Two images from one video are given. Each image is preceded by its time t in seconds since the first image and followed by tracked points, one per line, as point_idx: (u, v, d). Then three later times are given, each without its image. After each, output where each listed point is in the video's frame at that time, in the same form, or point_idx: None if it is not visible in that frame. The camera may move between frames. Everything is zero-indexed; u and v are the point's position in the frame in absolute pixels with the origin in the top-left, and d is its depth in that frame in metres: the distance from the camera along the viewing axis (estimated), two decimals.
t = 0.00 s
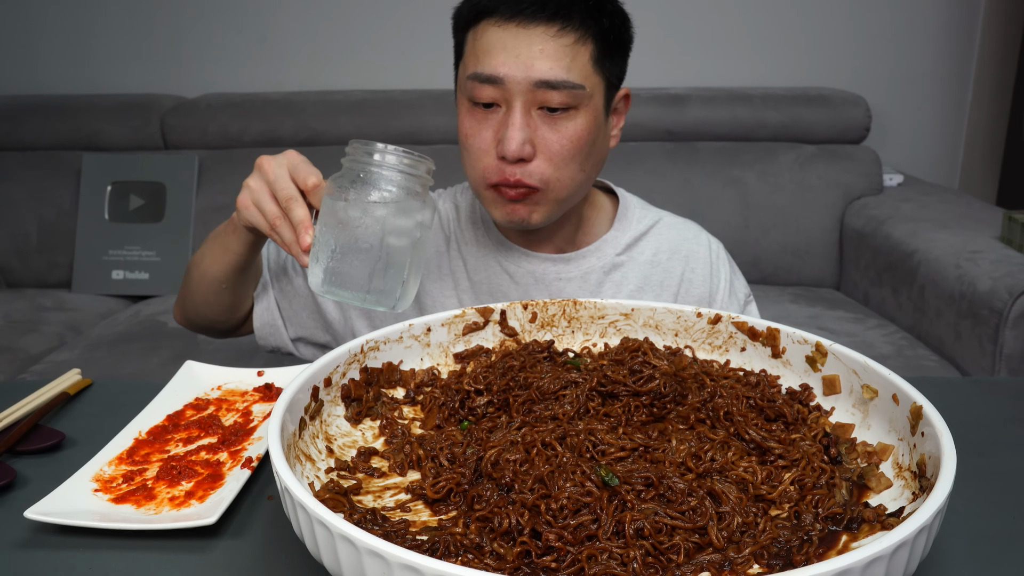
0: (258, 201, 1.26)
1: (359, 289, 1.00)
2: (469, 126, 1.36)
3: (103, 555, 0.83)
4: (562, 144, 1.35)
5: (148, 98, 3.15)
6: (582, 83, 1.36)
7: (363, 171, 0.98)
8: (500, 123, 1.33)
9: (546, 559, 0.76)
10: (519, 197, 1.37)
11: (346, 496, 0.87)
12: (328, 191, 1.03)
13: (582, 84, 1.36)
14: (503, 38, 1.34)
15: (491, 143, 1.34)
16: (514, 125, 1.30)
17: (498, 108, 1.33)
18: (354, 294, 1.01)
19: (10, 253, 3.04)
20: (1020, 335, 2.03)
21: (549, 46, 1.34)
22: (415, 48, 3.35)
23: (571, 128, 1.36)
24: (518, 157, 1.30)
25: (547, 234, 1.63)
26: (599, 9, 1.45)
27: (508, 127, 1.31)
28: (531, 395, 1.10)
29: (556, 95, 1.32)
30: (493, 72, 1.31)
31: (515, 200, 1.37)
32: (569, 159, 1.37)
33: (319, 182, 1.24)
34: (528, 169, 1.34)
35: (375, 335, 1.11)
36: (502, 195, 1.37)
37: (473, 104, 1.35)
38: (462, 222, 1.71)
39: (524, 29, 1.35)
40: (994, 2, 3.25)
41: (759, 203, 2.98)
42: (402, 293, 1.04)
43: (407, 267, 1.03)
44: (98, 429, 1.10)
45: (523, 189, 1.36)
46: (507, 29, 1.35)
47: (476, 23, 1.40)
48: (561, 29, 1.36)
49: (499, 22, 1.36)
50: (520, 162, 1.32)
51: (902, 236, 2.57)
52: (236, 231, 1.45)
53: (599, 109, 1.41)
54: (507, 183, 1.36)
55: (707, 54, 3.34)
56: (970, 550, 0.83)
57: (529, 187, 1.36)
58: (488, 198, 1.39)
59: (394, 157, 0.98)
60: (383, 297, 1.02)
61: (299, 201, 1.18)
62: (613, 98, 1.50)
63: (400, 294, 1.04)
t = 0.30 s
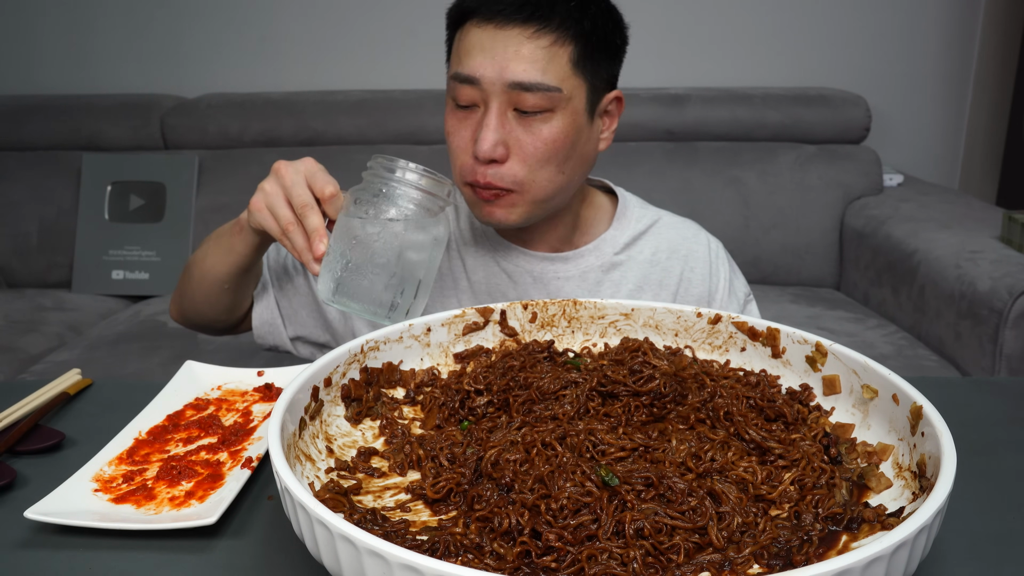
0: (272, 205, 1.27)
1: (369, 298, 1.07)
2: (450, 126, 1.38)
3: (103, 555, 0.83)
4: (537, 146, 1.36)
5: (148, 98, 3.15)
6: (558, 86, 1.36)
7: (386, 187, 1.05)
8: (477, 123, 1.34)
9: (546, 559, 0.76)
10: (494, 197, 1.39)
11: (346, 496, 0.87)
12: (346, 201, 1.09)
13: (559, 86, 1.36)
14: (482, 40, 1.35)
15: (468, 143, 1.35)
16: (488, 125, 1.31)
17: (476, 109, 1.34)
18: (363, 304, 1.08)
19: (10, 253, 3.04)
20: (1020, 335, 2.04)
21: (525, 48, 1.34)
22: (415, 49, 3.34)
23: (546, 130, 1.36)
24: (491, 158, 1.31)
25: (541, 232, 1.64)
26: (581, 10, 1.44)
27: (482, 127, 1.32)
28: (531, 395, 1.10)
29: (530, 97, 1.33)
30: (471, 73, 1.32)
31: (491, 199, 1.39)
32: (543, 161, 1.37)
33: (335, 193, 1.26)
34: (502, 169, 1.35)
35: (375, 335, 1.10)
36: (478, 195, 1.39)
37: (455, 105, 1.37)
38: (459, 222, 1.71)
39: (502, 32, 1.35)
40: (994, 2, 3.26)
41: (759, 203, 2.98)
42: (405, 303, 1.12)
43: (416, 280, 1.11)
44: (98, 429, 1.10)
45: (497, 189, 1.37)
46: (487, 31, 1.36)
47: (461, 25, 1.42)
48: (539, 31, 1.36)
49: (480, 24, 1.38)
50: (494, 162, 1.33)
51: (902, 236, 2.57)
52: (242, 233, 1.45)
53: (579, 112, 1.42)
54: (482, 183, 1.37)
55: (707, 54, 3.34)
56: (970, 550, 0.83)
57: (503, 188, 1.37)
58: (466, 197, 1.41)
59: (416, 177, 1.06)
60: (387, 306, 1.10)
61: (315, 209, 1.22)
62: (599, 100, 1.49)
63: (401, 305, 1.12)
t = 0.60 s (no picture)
0: (283, 205, 1.27)
1: (381, 299, 1.10)
2: (439, 124, 1.39)
3: (103, 555, 0.83)
4: (518, 146, 1.36)
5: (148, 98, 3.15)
6: (541, 87, 1.36)
7: (400, 190, 1.08)
8: (461, 122, 1.35)
9: (546, 559, 0.76)
10: (477, 194, 1.39)
11: (346, 496, 0.87)
12: (359, 203, 1.13)
13: (541, 87, 1.36)
14: (468, 39, 1.36)
15: (452, 141, 1.36)
16: (469, 123, 1.31)
17: (461, 108, 1.35)
18: (375, 306, 1.11)
19: (11, 253, 3.04)
20: (1020, 335, 2.03)
21: (508, 47, 1.34)
22: (415, 49, 3.34)
23: (527, 130, 1.36)
24: (470, 156, 1.32)
25: (537, 232, 1.65)
26: (568, 11, 1.45)
27: (463, 126, 1.32)
28: (531, 395, 1.10)
29: (512, 97, 1.33)
30: (457, 71, 1.33)
31: (474, 197, 1.39)
32: (524, 160, 1.37)
33: (347, 195, 1.26)
34: (483, 168, 1.35)
35: (375, 335, 1.10)
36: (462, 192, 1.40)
37: (444, 104, 1.38)
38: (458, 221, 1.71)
39: (488, 32, 1.36)
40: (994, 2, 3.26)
41: (759, 203, 2.98)
42: (416, 305, 1.15)
43: (427, 284, 1.14)
44: (98, 429, 1.10)
45: (479, 187, 1.38)
46: (473, 31, 1.37)
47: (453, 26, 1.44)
48: (523, 31, 1.37)
49: (469, 24, 1.39)
50: (475, 161, 1.34)
51: (902, 236, 2.57)
52: (247, 233, 1.45)
53: (563, 113, 1.41)
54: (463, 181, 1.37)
55: (706, 54, 3.34)
56: (970, 550, 0.83)
57: (485, 186, 1.38)
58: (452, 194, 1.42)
59: (430, 180, 1.09)
60: (398, 308, 1.13)
61: (326, 210, 1.22)
62: (587, 101, 1.49)
63: (411, 308, 1.15)
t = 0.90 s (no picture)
0: (290, 201, 1.27)
1: (389, 295, 1.12)
2: (437, 125, 1.40)
3: (104, 555, 0.83)
4: (513, 147, 1.36)
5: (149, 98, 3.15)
6: (536, 87, 1.36)
7: (409, 187, 1.10)
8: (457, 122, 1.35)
9: (546, 560, 0.76)
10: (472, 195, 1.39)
11: (346, 496, 0.87)
12: (366, 201, 1.14)
13: (536, 88, 1.36)
14: (464, 41, 1.37)
15: (448, 142, 1.36)
16: (464, 124, 1.31)
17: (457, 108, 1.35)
18: (382, 302, 1.12)
19: (10, 253, 3.04)
20: (1020, 335, 2.03)
21: (503, 48, 1.35)
22: (416, 48, 3.34)
23: (522, 131, 1.36)
24: (465, 156, 1.31)
25: (536, 232, 1.65)
26: (564, 12, 1.45)
27: (458, 126, 1.32)
28: (531, 395, 1.10)
29: (507, 97, 1.33)
30: (452, 72, 1.34)
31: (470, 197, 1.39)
32: (518, 161, 1.37)
33: (355, 191, 1.26)
34: (478, 168, 1.35)
35: (375, 335, 1.10)
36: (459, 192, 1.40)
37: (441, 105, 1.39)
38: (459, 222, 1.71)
39: (483, 32, 1.36)
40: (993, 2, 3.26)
41: (759, 203, 2.98)
42: (422, 302, 1.17)
43: (433, 281, 1.16)
44: (99, 429, 1.10)
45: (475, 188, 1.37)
46: (469, 32, 1.37)
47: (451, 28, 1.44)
48: (517, 32, 1.37)
49: (464, 25, 1.39)
50: (470, 161, 1.33)
51: (902, 236, 2.57)
52: (250, 231, 1.45)
53: (559, 113, 1.41)
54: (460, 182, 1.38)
55: (706, 54, 3.34)
56: (969, 551, 0.83)
57: (480, 186, 1.38)
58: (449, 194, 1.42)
59: (438, 178, 1.11)
60: (405, 305, 1.15)
61: (333, 206, 1.22)
62: (584, 102, 1.49)
63: (417, 304, 1.16)
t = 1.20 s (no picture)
0: (295, 200, 1.27)
1: (396, 295, 1.13)
2: (436, 127, 1.40)
3: (104, 555, 0.83)
4: (512, 149, 1.36)
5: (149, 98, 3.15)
6: (534, 89, 1.36)
7: (416, 188, 1.11)
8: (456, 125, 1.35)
9: (546, 560, 0.76)
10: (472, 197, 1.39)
11: (346, 496, 0.87)
12: (373, 201, 1.15)
13: (534, 89, 1.36)
14: (462, 43, 1.37)
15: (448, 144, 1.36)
16: (463, 126, 1.31)
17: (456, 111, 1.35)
18: (389, 302, 1.13)
19: (10, 252, 3.04)
20: (1020, 335, 2.03)
21: (501, 50, 1.35)
22: (416, 48, 3.34)
23: (521, 133, 1.36)
24: (464, 159, 1.31)
25: (536, 233, 1.64)
26: (562, 14, 1.45)
27: (457, 128, 1.32)
28: (531, 395, 1.10)
29: (506, 100, 1.33)
30: (450, 74, 1.34)
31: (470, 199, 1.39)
32: (517, 163, 1.37)
33: (361, 191, 1.26)
34: (477, 170, 1.35)
35: (375, 335, 1.10)
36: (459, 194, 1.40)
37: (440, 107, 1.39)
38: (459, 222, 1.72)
39: (481, 34, 1.36)
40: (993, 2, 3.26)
41: (759, 203, 2.98)
42: (429, 301, 1.18)
43: (439, 281, 1.17)
44: (99, 429, 1.10)
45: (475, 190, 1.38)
46: (467, 34, 1.37)
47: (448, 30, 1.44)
48: (515, 34, 1.37)
49: (462, 27, 1.39)
50: (469, 164, 1.33)
51: (902, 236, 2.57)
52: (253, 230, 1.45)
53: (558, 115, 1.41)
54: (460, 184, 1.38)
55: (706, 53, 3.34)
56: (969, 551, 0.83)
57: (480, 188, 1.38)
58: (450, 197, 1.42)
59: (445, 178, 1.12)
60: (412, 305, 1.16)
61: (339, 206, 1.22)
62: (583, 103, 1.49)
63: (423, 305, 1.18)
